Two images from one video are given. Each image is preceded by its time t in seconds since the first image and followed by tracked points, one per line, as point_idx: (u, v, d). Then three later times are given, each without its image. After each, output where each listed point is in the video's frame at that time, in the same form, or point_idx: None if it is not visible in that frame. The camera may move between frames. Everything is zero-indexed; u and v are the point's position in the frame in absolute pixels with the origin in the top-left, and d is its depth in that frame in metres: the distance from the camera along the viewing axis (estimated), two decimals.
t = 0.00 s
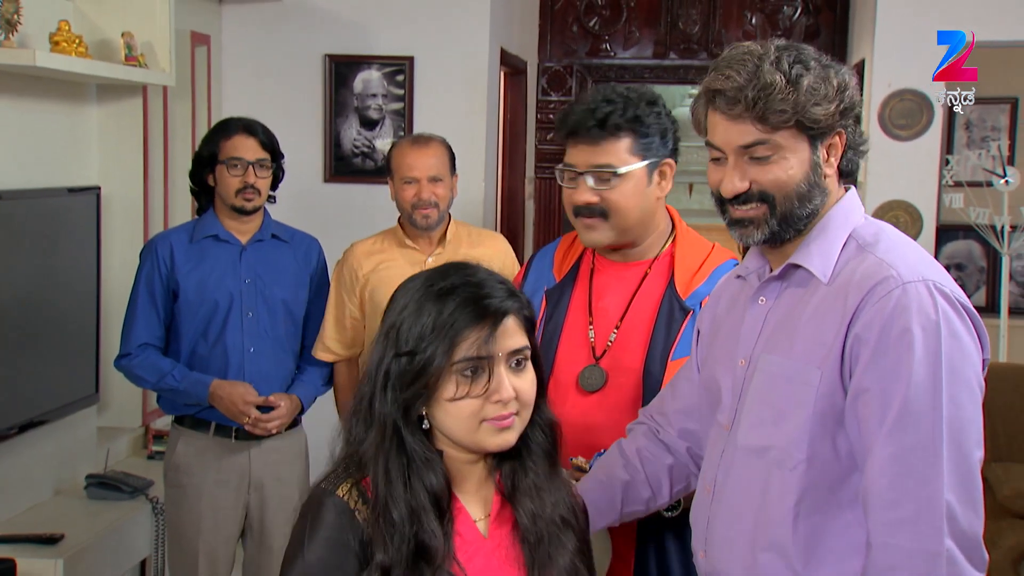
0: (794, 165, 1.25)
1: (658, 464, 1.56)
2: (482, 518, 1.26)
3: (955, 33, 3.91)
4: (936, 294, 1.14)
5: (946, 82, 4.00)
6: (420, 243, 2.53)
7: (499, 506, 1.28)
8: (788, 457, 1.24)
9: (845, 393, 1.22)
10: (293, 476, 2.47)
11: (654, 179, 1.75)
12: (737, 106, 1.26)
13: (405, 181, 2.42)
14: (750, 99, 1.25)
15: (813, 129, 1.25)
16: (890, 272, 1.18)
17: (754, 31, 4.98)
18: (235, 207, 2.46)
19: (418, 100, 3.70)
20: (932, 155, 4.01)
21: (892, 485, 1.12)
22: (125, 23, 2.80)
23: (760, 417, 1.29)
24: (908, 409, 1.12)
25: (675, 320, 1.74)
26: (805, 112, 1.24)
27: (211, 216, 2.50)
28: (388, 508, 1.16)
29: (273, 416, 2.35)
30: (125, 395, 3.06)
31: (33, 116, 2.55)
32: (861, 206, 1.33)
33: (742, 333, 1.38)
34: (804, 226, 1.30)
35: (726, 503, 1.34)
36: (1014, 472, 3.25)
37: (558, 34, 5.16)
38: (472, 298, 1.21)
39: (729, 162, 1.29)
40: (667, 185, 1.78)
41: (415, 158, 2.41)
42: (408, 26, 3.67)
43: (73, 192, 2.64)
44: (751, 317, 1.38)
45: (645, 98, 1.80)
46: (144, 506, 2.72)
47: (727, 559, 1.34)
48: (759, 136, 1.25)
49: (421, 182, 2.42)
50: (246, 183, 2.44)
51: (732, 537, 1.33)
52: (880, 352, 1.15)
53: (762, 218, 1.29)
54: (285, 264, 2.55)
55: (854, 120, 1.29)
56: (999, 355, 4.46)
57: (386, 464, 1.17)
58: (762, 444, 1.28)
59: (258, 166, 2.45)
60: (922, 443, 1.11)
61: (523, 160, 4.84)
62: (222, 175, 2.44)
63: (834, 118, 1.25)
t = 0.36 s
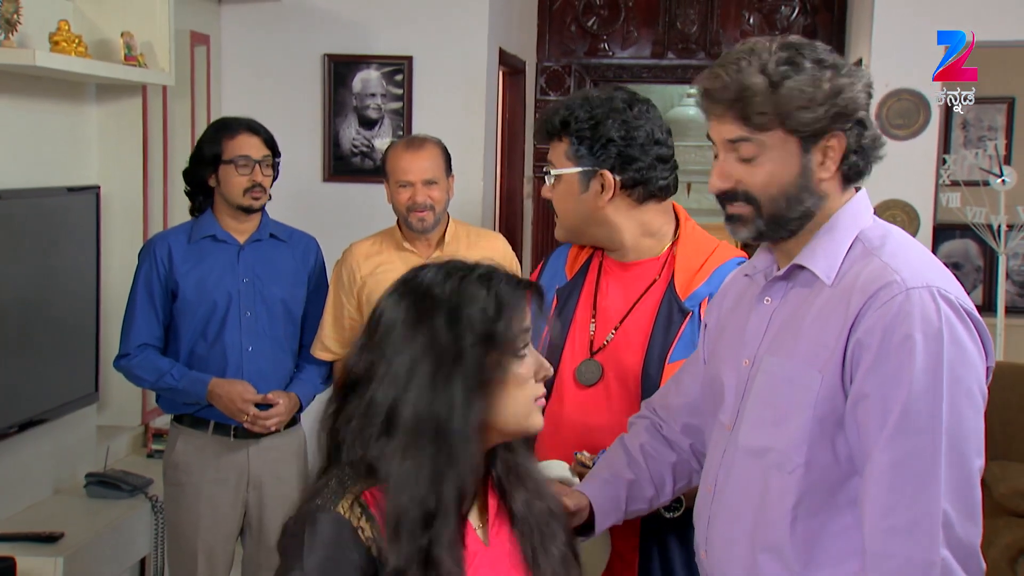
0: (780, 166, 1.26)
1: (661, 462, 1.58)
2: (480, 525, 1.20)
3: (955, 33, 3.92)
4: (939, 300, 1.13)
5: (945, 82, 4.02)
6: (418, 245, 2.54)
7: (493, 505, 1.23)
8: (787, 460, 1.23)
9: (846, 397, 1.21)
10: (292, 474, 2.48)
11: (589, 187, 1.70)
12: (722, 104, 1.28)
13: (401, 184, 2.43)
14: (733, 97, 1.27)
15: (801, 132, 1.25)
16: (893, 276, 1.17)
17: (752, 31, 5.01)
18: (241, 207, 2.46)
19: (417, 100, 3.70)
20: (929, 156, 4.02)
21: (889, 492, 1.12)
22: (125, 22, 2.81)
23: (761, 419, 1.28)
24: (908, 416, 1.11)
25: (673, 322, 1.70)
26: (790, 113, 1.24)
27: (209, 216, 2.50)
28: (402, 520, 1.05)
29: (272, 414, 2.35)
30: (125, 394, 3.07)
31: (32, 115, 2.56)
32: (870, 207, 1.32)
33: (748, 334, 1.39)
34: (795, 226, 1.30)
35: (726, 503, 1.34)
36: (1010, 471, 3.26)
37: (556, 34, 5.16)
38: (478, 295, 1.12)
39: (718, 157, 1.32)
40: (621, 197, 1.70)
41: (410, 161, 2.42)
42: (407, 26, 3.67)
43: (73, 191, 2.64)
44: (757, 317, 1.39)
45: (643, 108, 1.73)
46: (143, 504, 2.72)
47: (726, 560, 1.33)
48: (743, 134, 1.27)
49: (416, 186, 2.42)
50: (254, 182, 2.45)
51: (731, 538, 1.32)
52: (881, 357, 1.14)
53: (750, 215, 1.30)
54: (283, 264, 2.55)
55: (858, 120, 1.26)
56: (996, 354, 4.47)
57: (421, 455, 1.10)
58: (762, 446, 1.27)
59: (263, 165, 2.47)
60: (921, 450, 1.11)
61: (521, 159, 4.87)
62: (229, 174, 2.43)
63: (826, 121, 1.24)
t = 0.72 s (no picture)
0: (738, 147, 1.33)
1: (691, 463, 1.52)
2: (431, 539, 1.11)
3: (955, 33, 3.92)
4: (920, 304, 1.08)
5: (945, 81, 4.02)
6: (419, 245, 2.56)
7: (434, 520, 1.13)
8: (767, 458, 1.21)
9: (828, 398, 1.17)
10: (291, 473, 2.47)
11: (585, 187, 1.71)
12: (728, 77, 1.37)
13: (400, 185, 2.43)
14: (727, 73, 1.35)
15: (757, 115, 1.28)
16: (877, 278, 1.13)
17: (751, 30, 5.01)
18: (253, 208, 2.47)
19: (417, 99, 3.70)
20: (927, 155, 4.03)
21: (858, 499, 1.09)
22: (124, 21, 2.81)
23: (746, 417, 1.26)
24: (881, 420, 1.07)
25: (659, 323, 1.64)
26: (749, 94, 1.28)
27: (207, 216, 2.50)
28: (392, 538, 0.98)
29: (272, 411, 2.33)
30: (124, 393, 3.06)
31: (32, 114, 2.56)
32: (877, 207, 1.25)
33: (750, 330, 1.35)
34: (763, 208, 1.33)
35: (717, 499, 1.32)
36: (1009, 469, 3.26)
37: (555, 33, 5.16)
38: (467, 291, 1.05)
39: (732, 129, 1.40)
40: (613, 195, 1.69)
41: (410, 162, 2.41)
42: (407, 25, 3.67)
43: (72, 189, 2.64)
44: (761, 312, 1.35)
45: (641, 106, 1.71)
46: (142, 503, 2.72)
47: (715, 558, 1.31)
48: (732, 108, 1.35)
49: (416, 187, 2.42)
50: (266, 184, 2.47)
51: (721, 537, 1.30)
52: (857, 360, 1.10)
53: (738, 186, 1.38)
54: (280, 262, 2.55)
55: (797, 115, 1.22)
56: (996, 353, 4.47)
57: (437, 449, 1.00)
58: (745, 444, 1.25)
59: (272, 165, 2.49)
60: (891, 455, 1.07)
61: (520, 158, 4.85)
62: (241, 177, 2.43)
63: (773, 108, 1.25)
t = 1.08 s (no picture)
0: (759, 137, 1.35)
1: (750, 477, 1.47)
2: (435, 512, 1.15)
3: (955, 33, 3.91)
4: (888, 296, 1.10)
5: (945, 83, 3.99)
6: (428, 241, 2.56)
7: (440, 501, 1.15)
8: (748, 448, 1.24)
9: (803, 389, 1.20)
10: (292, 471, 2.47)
11: (586, 186, 1.71)
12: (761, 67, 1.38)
13: (412, 177, 2.43)
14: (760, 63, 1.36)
15: (778, 105, 1.29)
16: (851, 271, 1.15)
17: (754, 28, 5.01)
18: (255, 207, 2.47)
19: (419, 97, 3.70)
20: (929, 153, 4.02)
21: (819, 487, 1.12)
22: (126, 19, 2.80)
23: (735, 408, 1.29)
24: (840, 412, 1.10)
25: (649, 321, 1.62)
26: (770, 86, 1.30)
27: (208, 216, 2.50)
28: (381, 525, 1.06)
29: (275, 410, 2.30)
30: (126, 391, 3.06)
31: (33, 111, 2.56)
32: (878, 208, 1.24)
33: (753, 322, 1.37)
34: (779, 200, 1.34)
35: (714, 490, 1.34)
36: (1012, 468, 3.26)
37: (557, 31, 5.17)
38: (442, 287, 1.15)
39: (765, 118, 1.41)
40: (611, 193, 1.69)
41: (426, 156, 2.42)
42: (409, 24, 3.67)
43: (73, 187, 2.64)
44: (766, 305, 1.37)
45: (640, 105, 1.68)
46: (144, 502, 2.72)
47: (715, 551, 1.33)
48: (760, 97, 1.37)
49: (427, 181, 2.42)
50: (269, 183, 2.47)
51: (718, 529, 1.32)
52: (824, 350, 1.14)
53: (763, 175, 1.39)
54: (280, 260, 2.55)
55: (806, 104, 1.23)
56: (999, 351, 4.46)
57: (425, 439, 1.10)
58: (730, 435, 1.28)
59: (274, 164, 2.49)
60: (851, 446, 1.10)
61: (523, 156, 4.84)
62: (244, 176, 2.43)
63: (787, 100, 1.26)
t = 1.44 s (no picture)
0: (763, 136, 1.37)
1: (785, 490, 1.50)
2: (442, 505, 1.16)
3: (955, 34, 3.91)
4: (877, 291, 1.14)
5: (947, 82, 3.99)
6: (429, 227, 2.55)
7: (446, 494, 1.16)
8: (746, 441, 1.28)
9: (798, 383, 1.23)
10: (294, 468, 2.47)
11: (603, 180, 1.72)
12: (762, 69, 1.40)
13: (413, 166, 2.42)
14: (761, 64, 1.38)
15: (782, 105, 1.31)
16: (844, 266, 1.19)
17: (756, 26, 5.01)
18: (257, 205, 2.47)
19: (420, 95, 3.70)
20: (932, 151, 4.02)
21: (806, 478, 1.15)
22: (129, 17, 2.81)
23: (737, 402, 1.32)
24: (829, 404, 1.14)
25: (652, 309, 1.63)
26: (774, 86, 1.31)
27: (209, 214, 2.49)
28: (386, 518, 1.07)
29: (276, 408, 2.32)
30: (128, 389, 3.07)
31: (36, 109, 2.56)
32: (882, 208, 1.25)
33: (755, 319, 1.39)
34: (784, 198, 1.36)
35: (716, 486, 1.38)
36: (1014, 465, 3.26)
37: (559, 29, 5.17)
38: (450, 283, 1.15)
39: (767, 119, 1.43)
40: (626, 187, 1.69)
41: (424, 144, 2.41)
42: (411, 22, 3.67)
43: (76, 185, 2.64)
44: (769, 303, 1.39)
45: (659, 104, 1.68)
46: (147, 499, 2.72)
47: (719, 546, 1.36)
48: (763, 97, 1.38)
49: (428, 170, 2.41)
50: (270, 180, 2.46)
51: (721, 523, 1.35)
52: (816, 344, 1.17)
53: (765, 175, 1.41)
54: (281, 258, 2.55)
55: (813, 103, 1.24)
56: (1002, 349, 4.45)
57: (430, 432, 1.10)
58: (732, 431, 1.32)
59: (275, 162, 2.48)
60: (838, 438, 1.13)
61: (525, 154, 4.83)
62: (245, 174, 2.43)
63: (793, 99, 1.28)
